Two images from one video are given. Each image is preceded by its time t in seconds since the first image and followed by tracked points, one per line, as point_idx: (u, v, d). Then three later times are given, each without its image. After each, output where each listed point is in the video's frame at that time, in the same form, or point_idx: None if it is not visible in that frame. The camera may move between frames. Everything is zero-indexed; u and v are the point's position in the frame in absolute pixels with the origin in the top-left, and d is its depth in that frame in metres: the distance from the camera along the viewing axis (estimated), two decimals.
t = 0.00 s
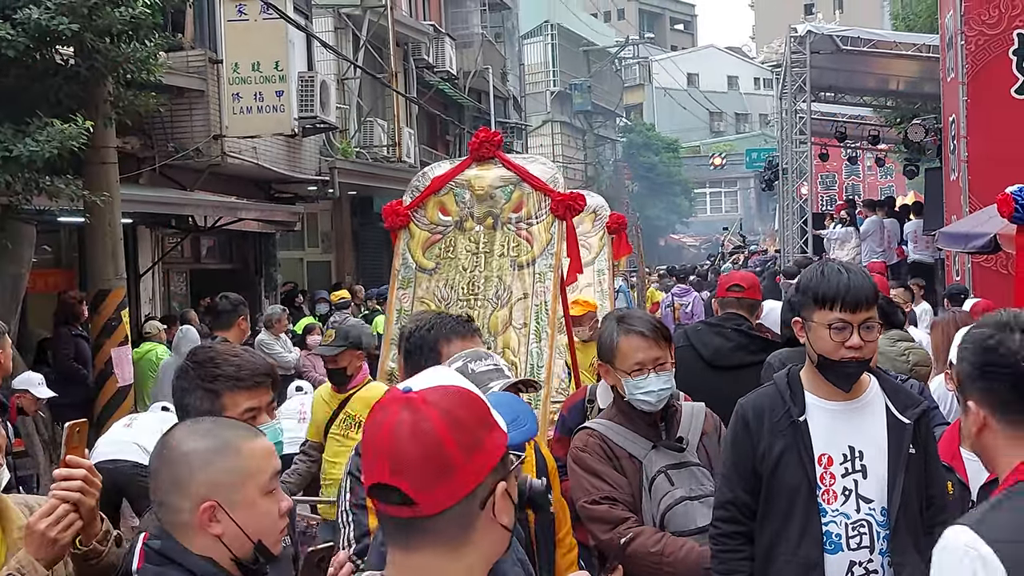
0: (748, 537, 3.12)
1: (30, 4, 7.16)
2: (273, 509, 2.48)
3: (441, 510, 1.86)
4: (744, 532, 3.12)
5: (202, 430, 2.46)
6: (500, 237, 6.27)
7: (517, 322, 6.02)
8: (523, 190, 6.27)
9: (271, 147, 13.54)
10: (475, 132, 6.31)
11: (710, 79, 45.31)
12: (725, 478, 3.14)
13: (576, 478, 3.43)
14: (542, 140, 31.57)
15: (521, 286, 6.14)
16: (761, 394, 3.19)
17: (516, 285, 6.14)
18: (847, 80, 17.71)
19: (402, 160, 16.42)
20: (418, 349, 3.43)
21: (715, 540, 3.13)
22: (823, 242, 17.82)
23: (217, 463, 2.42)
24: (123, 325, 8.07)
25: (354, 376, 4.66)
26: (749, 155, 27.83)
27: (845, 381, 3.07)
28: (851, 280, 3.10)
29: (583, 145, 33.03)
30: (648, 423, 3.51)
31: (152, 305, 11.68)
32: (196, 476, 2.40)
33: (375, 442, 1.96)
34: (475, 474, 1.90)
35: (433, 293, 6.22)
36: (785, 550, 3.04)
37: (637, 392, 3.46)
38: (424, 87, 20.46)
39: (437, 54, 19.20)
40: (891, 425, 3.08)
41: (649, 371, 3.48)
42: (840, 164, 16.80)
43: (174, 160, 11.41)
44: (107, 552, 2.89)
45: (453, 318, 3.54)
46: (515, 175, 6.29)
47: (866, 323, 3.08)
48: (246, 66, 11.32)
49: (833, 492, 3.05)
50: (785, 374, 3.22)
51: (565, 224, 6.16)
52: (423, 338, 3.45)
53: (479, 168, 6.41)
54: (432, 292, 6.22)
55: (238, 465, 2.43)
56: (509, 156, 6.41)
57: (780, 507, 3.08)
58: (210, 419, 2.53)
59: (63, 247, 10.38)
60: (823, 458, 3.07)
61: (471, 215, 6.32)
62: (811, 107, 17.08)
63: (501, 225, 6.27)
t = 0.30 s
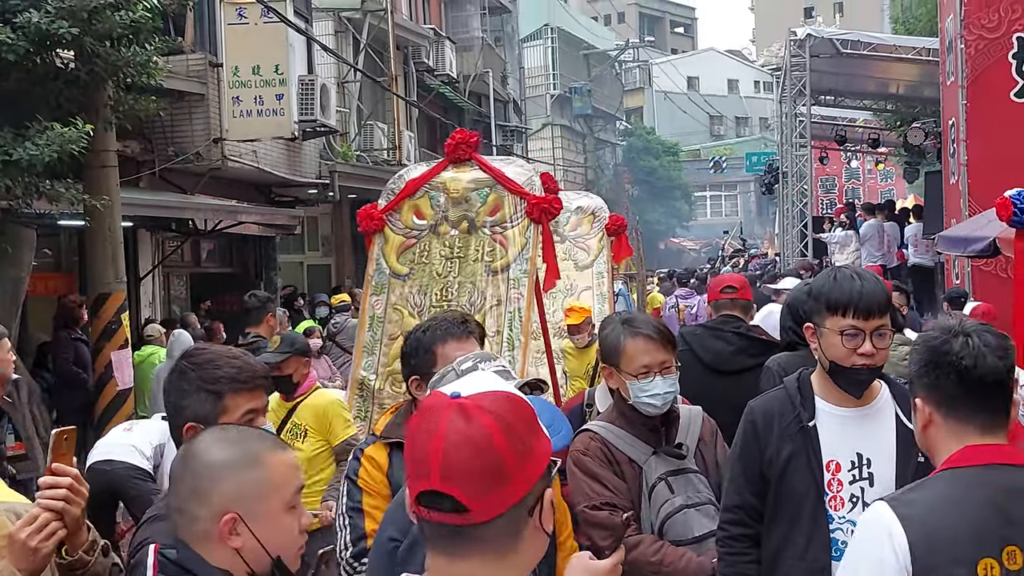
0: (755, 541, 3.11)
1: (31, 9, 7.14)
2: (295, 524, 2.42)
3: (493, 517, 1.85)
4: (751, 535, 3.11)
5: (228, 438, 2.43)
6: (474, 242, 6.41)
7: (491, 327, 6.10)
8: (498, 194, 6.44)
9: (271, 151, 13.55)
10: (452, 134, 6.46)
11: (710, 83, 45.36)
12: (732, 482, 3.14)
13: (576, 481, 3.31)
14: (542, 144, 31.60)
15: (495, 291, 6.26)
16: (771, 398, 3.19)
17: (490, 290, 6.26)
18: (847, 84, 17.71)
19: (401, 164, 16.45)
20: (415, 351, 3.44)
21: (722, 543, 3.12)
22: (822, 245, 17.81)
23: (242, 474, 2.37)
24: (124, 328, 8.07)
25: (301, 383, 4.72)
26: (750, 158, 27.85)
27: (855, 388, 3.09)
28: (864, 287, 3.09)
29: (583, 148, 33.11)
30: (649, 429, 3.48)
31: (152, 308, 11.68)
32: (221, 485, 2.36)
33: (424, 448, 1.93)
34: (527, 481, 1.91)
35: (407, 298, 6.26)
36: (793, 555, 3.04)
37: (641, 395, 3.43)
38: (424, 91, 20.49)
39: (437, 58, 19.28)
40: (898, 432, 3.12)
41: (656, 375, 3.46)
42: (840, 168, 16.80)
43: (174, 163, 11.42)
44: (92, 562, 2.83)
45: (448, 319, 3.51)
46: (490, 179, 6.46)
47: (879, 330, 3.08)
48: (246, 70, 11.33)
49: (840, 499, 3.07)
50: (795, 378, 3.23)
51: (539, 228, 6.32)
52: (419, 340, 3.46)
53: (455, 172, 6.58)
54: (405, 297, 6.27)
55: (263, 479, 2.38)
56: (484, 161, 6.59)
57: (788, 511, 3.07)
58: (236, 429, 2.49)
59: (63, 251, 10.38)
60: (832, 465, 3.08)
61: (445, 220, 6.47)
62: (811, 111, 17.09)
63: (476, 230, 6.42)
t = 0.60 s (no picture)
0: (739, 544, 3.10)
1: (31, 12, 7.15)
2: (283, 535, 2.40)
3: (510, 523, 1.85)
4: (735, 538, 3.10)
5: (218, 445, 2.42)
6: (449, 246, 5.87)
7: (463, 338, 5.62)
8: (474, 194, 5.90)
9: (272, 153, 13.57)
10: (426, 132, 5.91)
11: (711, 85, 45.43)
12: (717, 485, 3.12)
13: (592, 471, 3.24)
14: (543, 146, 31.65)
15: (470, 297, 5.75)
16: (754, 400, 3.19)
17: (464, 296, 5.76)
18: (847, 86, 17.72)
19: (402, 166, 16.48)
20: (414, 351, 3.44)
21: (705, 544, 3.10)
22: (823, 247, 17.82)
23: (231, 482, 2.36)
24: (123, 331, 8.08)
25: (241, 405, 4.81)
26: (750, 160, 27.85)
27: (839, 392, 3.12)
28: (856, 291, 3.13)
29: (583, 150, 33.18)
30: (661, 426, 3.47)
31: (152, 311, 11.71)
32: (210, 493, 2.35)
33: (439, 454, 1.90)
34: (543, 484, 1.89)
35: (380, 305, 5.76)
36: (779, 556, 3.03)
37: (654, 387, 3.45)
38: (425, 93, 20.52)
39: (438, 61, 19.31)
40: (880, 438, 3.16)
41: (667, 368, 3.51)
42: (839, 169, 16.84)
43: (175, 167, 11.42)
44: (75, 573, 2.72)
45: (447, 323, 3.51)
46: (466, 179, 5.91)
47: (867, 335, 3.13)
48: (247, 73, 11.33)
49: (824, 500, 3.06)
50: (777, 382, 3.24)
51: (516, 230, 5.82)
52: (419, 341, 3.46)
53: (430, 172, 6.01)
54: (377, 305, 5.76)
55: (251, 487, 2.37)
56: (460, 159, 6.03)
57: (771, 513, 3.07)
58: (231, 437, 2.48)
59: (64, 254, 10.41)
60: (816, 466, 3.09)
61: (419, 222, 5.91)
62: (811, 113, 17.11)
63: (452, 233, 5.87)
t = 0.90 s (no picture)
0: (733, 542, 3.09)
1: (33, 13, 7.17)
2: (273, 532, 2.41)
3: (522, 523, 1.83)
4: (729, 536, 3.09)
5: (205, 447, 2.41)
6: (428, 247, 5.74)
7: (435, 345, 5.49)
8: (454, 194, 5.76)
9: (273, 154, 13.56)
10: (405, 131, 5.80)
11: (712, 86, 45.45)
12: (710, 483, 3.12)
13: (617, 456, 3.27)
14: (544, 147, 31.66)
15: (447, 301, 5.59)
16: (746, 399, 3.19)
17: (442, 298, 5.59)
18: (848, 86, 17.72)
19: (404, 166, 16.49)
20: (410, 350, 3.43)
21: (698, 544, 3.08)
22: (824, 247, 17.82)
23: (217, 482, 2.36)
24: (124, 332, 8.08)
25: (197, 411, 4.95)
26: (751, 161, 27.85)
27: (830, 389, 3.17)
28: (851, 291, 3.28)
29: (584, 151, 33.18)
30: (678, 421, 3.55)
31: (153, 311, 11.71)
32: (196, 496, 2.34)
33: (454, 453, 1.90)
34: (558, 486, 1.86)
35: (358, 307, 5.67)
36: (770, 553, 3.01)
37: (673, 380, 3.51)
38: (426, 94, 20.52)
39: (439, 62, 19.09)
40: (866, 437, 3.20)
41: (688, 362, 3.55)
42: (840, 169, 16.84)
43: (176, 167, 11.43)
44: None
45: (444, 323, 3.51)
46: (446, 178, 5.79)
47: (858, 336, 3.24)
48: (248, 73, 11.33)
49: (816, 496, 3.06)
50: (768, 381, 3.24)
51: (496, 232, 5.68)
52: (415, 341, 3.45)
53: (411, 171, 5.90)
54: (355, 307, 5.67)
55: (238, 487, 2.37)
56: (442, 157, 5.91)
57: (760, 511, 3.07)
58: (211, 437, 2.48)
59: (65, 255, 10.42)
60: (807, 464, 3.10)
61: (399, 223, 5.80)
62: (811, 113, 17.12)
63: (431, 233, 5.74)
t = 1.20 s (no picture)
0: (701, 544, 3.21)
1: (36, 14, 7.19)
2: (269, 531, 2.40)
3: (516, 524, 1.84)
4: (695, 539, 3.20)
5: (200, 447, 2.41)
6: (401, 249, 6.04)
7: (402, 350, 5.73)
8: (428, 195, 6.07)
9: (275, 155, 13.55)
10: (380, 131, 6.16)
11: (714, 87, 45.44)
12: (680, 485, 3.25)
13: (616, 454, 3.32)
14: (546, 148, 31.63)
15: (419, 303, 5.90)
16: (717, 403, 3.33)
17: (414, 301, 5.90)
18: (850, 86, 17.70)
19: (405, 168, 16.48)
20: (402, 352, 3.42)
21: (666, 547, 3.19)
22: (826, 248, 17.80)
23: (212, 482, 2.36)
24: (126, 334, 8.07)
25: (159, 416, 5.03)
26: (753, 162, 27.83)
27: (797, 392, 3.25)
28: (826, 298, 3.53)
29: (586, 152, 33.17)
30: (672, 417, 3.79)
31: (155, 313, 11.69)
32: (191, 496, 2.34)
33: (464, 449, 1.93)
34: (556, 490, 1.84)
35: (330, 311, 5.95)
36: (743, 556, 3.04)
37: (673, 375, 3.73)
38: (428, 94, 20.49)
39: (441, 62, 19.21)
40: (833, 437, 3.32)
41: (687, 358, 3.76)
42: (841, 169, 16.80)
43: (178, 168, 11.44)
44: None
45: (436, 326, 3.53)
46: (419, 178, 6.11)
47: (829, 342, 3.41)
48: (250, 75, 11.33)
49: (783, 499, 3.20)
50: (738, 384, 3.37)
51: (469, 232, 5.97)
52: (407, 343, 3.45)
53: (386, 171, 6.22)
54: (326, 311, 5.94)
55: (233, 486, 2.37)
56: (416, 159, 6.23)
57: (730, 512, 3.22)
58: (206, 438, 2.47)
59: (67, 256, 10.43)
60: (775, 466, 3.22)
61: (373, 225, 6.11)
62: (813, 113, 17.11)
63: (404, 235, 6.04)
